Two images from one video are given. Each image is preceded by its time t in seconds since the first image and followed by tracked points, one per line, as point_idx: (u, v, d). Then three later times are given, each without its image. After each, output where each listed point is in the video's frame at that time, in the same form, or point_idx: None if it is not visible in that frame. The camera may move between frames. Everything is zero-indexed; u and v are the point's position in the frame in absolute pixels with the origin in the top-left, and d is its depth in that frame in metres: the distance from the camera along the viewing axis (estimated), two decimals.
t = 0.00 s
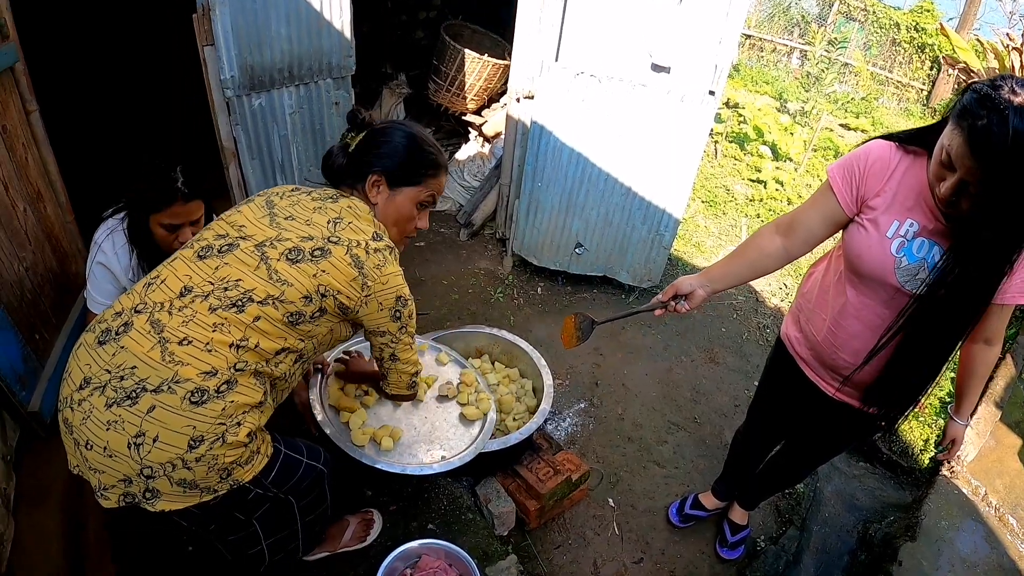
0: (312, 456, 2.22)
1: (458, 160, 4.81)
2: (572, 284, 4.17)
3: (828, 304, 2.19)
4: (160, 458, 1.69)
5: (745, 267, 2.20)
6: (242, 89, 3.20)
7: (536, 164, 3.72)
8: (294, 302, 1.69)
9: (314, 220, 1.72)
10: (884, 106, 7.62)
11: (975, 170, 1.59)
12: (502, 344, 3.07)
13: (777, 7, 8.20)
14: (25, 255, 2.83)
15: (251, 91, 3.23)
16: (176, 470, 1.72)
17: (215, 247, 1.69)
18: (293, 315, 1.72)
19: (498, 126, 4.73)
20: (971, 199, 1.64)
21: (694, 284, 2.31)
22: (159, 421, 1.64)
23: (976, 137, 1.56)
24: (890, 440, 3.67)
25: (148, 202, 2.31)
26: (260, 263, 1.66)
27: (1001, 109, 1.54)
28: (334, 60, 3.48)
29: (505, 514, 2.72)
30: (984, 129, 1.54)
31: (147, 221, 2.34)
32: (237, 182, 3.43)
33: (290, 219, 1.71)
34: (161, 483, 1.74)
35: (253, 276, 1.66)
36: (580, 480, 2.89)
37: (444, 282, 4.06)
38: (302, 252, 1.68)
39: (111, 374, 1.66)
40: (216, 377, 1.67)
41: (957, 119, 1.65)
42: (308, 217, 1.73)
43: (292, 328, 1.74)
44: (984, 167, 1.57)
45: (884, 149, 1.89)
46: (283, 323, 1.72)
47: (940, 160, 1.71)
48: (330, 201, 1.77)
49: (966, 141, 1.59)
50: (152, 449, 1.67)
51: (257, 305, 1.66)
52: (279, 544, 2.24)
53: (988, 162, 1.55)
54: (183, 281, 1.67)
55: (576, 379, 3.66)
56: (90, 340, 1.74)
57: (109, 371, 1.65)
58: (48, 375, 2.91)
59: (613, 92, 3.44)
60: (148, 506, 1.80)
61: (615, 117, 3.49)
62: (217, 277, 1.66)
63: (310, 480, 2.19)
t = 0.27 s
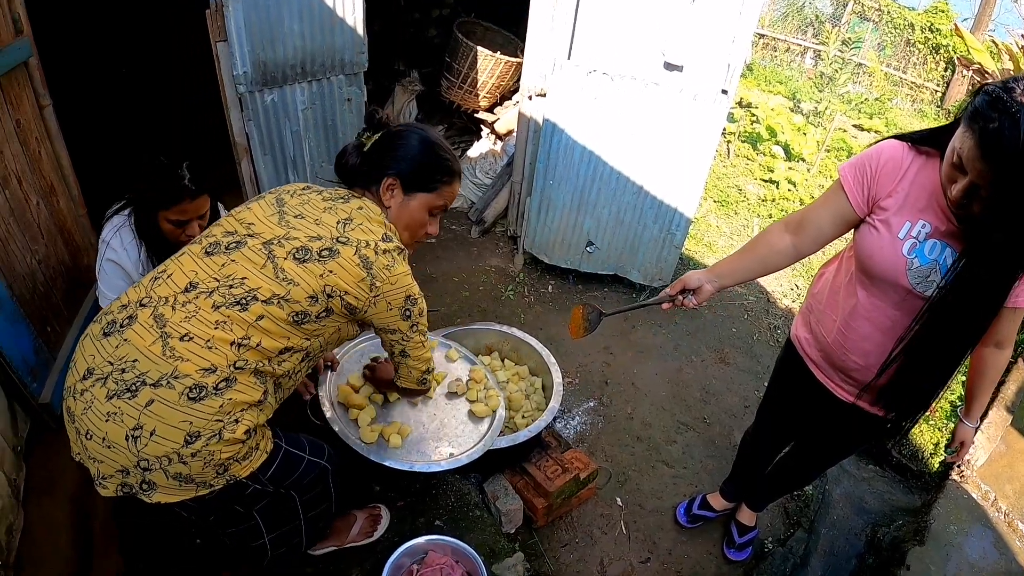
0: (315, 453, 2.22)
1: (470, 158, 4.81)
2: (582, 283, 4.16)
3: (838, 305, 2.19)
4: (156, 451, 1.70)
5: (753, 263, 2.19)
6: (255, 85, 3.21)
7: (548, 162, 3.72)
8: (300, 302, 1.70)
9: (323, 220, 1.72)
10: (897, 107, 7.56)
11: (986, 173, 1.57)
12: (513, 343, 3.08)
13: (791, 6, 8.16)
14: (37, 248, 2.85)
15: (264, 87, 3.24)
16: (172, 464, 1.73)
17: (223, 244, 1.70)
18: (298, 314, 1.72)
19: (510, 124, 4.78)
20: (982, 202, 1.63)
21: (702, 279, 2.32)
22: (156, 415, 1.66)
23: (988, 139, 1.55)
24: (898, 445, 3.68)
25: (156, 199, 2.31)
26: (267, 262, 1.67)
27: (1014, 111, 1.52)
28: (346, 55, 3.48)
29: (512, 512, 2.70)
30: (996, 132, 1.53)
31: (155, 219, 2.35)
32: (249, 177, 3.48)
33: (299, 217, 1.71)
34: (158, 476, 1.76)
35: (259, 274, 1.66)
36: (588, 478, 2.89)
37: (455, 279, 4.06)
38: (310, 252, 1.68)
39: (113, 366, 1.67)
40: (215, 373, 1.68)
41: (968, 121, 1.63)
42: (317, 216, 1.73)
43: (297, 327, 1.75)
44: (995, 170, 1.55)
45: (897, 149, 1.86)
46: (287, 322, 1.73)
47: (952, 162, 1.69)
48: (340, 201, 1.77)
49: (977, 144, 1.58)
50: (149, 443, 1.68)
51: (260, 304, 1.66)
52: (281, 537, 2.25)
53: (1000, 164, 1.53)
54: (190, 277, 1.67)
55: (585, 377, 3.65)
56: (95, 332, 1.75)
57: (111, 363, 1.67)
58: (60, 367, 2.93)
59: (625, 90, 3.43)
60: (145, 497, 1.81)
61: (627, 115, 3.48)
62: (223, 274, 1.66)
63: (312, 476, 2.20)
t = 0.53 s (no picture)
0: (326, 451, 2.26)
1: (483, 159, 4.81)
2: (594, 285, 4.16)
3: (847, 310, 2.17)
4: (171, 451, 1.73)
5: (762, 267, 2.19)
6: (269, 86, 3.24)
7: (561, 164, 3.72)
8: (321, 306, 1.72)
9: (342, 225, 1.75)
10: (913, 110, 7.50)
11: (997, 179, 1.56)
12: (524, 345, 3.08)
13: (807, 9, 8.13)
14: (52, 245, 2.90)
15: (277, 88, 3.27)
16: (186, 464, 1.76)
17: (242, 249, 1.73)
18: (316, 317, 1.74)
19: (524, 125, 4.74)
20: (994, 208, 1.61)
21: (711, 281, 2.33)
22: (171, 416, 1.68)
23: (999, 145, 1.53)
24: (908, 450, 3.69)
25: (167, 196, 2.34)
26: (288, 266, 1.69)
27: None
28: (359, 57, 3.51)
29: (521, 513, 2.73)
30: (1007, 138, 1.52)
31: (166, 215, 2.39)
32: (262, 176, 3.49)
33: (318, 223, 1.73)
34: (172, 475, 1.79)
35: (280, 279, 1.69)
36: (597, 481, 2.88)
37: (467, 280, 4.08)
38: (331, 257, 1.70)
39: (129, 366, 1.70)
40: (231, 376, 1.70)
41: (979, 126, 1.62)
42: (335, 221, 1.75)
43: (314, 330, 1.77)
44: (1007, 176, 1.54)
45: (909, 154, 1.85)
46: (307, 326, 1.75)
47: (962, 167, 1.68)
48: (356, 207, 1.79)
49: (988, 150, 1.56)
50: (164, 442, 1.71)
51: (282, 308, 1.69)
52: (290, 534, 2.28)
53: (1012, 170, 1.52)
54: (208, 280, 1.70)
55: (596, 380, 3.66)
56: (110, 331, 1.78)
57: (128, 363, 1.69)
58: (73, 363, 2.97)
59: (638, 92, 3.42)
60: (158, 496, 1.85)
61: (639, 117, 3.47)
62: (242, 278, 1.69)
63: (324, 475, 2.23)
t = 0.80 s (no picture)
0: (343, 451, 2.29)
1: (497, 160, 4.81)
2: (608, 287, 4.15)
3: (859, 315, 2.16)
4: (193, 448, 1.76)
5: (774, 272, 2.18)
6: (283, 86, 3.26)
7: (575, 164, 3.71)
8: (345, 304, 1.76)
9: (363, 225, 1.78)
10: (929, 113, 7.41)
11: (1014, 183, 1.54)
12: (536, 347, 3.06)
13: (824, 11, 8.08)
14: (67, 243, 2.94)
15: (292, 89, 3.30)
16: (207, 461, 1.80)
17: (264, 248, 1.76)
18: (340, 316, 1.79)
19: (537, 126, 4.73)
20: (1010, 213, 1.60)
21: (722, 286, 2.31)
22: (194, 413, 1.71)
23: (1016, 149, 1.51)
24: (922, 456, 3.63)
25: (179, 190, 2.36)
26: (313, 266, 1.73)
27: None
28: (371, 57, 3.49)
29: (531, 515, 2.69)
30: None
31: (178, 208, 2.41)
32: (276, 177, 3.52)
33: (340, 223, 1.77)
34: (193, 472, 1.82)
35: (305, 278, 1.72)
36: (608, 483, 2.87)
37: (479, 281, 4.08)
38: (355, 256, 1.74)
39: (149, 364, 1.72)
40: (254, 374, 1.73)
41: (993, 130, 1.61)
42: (356, 221, 1.79)
43: (337, 328, 1.81)
44: None
45: (923, 157, 1.83)
46: (331, 324, 1.79)
47: (976, 172, 1.67)
48: (375, 208, 1.83)
49: (1005, 153, 1.54)
50: (186, 439, 1.74)
51: (307, 307, 1.72)
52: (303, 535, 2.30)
53: None
54: (230, 280, 1.72)
55: (608, 382, 3.65)
56: (128, 329, 1.80)
57: (148, 361, 1.72)
58: (86, 360, 3.01)
59: (651, 94, 3.41)
60: (177, 494, 1.88)
61: (653, 119, 3.46)
62: (266, 277, 1.72)
63: (340, 474, 2.27)
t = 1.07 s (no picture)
0: (352, 450, 2.32)
1: (509, 163, 4.81)
2: (618, 289, 4.14)
3: (866, 317, 2.17)
4: (206, 443, 1.79)
5: (780, 275, 2.18)
6: (295, 88, 3.30)
7: (586, 165, 3.71)
8: (357, 296, 1.79)
9: (372, 217, 1.81)
10: (943, 117, 7.35)
11: None
12: (545, 349, 3.05)
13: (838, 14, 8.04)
14: (81, 243, 2.99)
15: (303, 91, 3.33)
16: (220, 456, 1.83)
17: (276, 242, 1.79)
18: (352, 308, 1.81)
19: (548, 128, 4.72)
20: None
21: (729, 289, 2.29)
22: (207, 407, 1.74)
23: None
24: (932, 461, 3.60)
25: (190, 185, 2.40)
26: (324, 259, 1.75)
27: None
28: (381, 58, 3.52)
29: (536, 516, 2.73)
30: None
31: (190, 203, 2.45)
32: (289, 177, 3.55)
33: (349, 215, 1.80)
34: (206, 466, 1.85)
35: (316, 271, 1.75)
36: (615, 486, 2.86)
37: (490, 283, 4.09)
38: (365, 248, 1.76)
39: (163, 359, 1.76)
40: (267, 368, 1.77)
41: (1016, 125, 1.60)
42: (365, 214, 1.82)
43: (349, 320, 1.84)
44: None
45: (929, 158, 1.84)
46: (343, 315, 1.82)
47: (997, 168, 1.65)
48: (384, 201, 1.85)
49: None
50: (200, 434, 1.77)
51: (319, 299, 1.75)
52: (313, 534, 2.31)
53: None
54: (242, 274, 1.76)
55: (617, 385, 3.65)
56: (141, 324, 1.84)
57: (162, 356, 1.75)
58: (99, 357, 3.05)
59: (661, 97, 3.41)
60: (191, 488, 1.91)
61: (662, 122, 3.46)
62: (277, 270, 1.75)
63: (348, 472, 2.28)
